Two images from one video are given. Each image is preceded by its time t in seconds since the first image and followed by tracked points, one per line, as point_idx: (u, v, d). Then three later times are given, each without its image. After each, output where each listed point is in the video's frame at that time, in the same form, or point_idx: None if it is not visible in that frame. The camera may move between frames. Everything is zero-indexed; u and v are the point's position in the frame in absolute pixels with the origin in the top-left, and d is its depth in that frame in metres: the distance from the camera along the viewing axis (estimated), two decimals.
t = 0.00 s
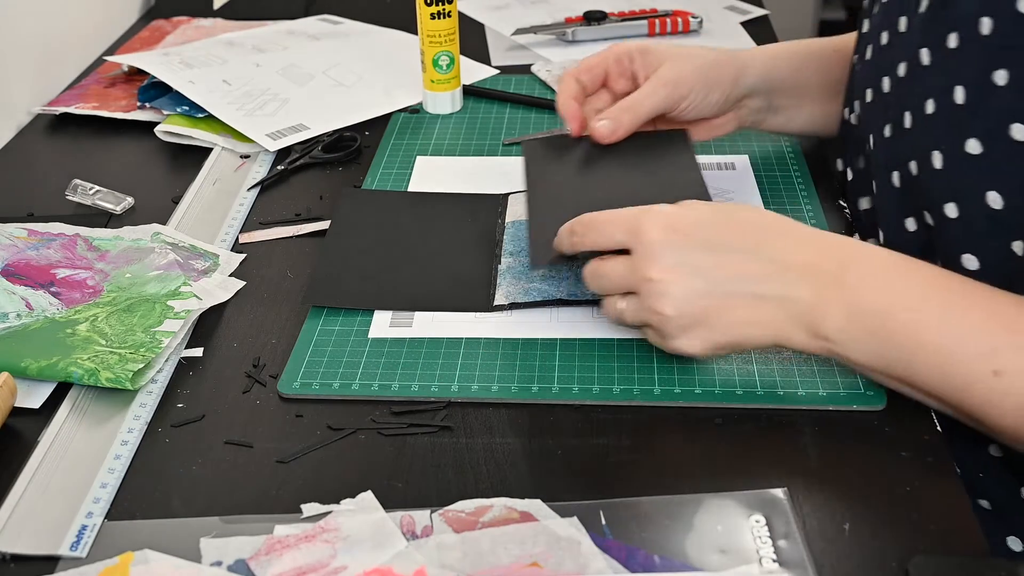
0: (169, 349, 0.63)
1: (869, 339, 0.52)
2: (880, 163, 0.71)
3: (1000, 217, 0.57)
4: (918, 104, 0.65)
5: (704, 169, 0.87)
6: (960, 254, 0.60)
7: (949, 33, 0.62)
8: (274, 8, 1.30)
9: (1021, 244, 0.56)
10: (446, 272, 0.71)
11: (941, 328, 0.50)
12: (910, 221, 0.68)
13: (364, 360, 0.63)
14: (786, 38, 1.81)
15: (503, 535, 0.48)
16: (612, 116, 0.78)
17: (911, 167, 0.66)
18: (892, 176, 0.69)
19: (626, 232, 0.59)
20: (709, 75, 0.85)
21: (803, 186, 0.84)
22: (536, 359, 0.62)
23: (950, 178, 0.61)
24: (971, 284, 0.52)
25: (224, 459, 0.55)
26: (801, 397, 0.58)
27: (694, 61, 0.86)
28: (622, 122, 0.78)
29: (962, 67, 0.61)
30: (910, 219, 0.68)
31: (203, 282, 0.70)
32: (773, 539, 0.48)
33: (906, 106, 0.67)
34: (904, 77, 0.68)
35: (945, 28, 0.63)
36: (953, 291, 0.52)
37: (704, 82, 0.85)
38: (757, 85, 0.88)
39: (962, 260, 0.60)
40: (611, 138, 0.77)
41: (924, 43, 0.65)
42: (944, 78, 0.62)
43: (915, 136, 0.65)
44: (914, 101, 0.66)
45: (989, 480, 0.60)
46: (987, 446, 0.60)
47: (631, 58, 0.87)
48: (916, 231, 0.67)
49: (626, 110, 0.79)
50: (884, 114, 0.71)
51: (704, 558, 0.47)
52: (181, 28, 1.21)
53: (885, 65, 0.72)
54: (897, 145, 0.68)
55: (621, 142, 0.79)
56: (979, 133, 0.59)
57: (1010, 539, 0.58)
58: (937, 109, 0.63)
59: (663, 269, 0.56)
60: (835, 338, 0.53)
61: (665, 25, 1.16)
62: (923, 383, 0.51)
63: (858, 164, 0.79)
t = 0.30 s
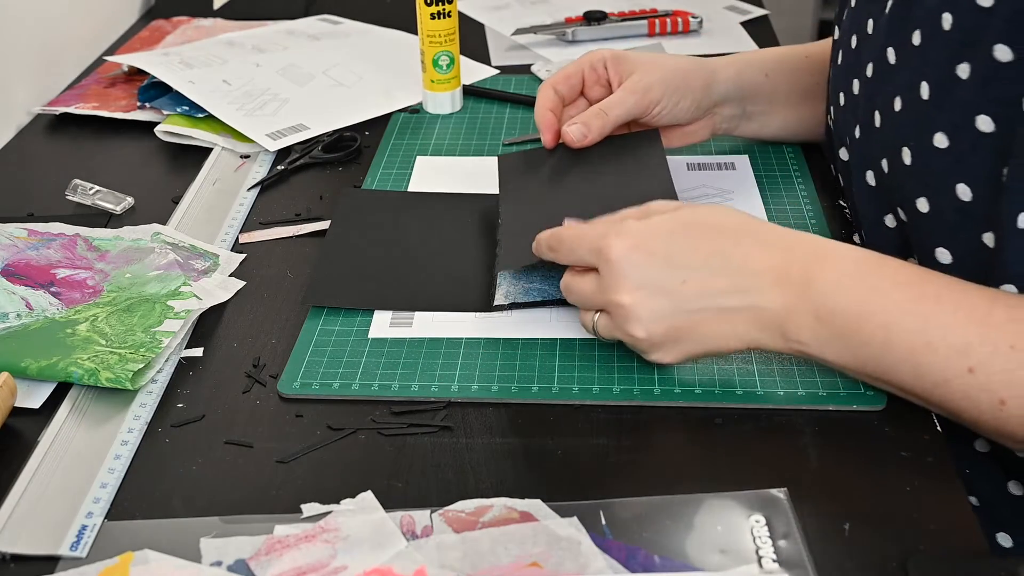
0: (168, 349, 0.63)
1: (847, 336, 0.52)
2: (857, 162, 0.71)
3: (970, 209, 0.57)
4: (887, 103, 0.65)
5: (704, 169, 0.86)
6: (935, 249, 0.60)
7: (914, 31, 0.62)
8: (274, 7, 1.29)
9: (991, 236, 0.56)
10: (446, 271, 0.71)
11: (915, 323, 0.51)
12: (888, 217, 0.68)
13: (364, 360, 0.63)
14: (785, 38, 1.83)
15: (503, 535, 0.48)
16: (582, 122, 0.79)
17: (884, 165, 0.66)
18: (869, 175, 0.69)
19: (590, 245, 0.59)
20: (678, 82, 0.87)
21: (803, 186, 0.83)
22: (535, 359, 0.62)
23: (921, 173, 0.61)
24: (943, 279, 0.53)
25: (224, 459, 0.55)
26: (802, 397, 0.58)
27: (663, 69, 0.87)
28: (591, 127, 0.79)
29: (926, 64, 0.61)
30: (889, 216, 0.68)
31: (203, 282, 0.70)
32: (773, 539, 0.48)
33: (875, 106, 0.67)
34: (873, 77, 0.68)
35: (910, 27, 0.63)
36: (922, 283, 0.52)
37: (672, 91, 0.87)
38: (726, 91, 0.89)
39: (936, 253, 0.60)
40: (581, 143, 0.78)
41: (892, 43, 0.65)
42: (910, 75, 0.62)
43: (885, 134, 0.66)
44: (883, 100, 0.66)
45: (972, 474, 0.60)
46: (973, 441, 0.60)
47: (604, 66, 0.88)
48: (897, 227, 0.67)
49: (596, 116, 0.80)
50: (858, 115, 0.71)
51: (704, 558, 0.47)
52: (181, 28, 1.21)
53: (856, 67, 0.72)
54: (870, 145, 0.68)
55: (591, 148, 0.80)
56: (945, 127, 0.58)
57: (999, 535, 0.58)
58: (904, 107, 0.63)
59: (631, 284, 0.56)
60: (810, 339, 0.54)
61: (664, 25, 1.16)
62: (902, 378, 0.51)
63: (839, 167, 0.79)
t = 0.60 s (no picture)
0: (168, 349, 0.63)
1: (852, 332, 0.52)
2: (860, 157, 0.71)
3: (970, 202, 0.57)
4: (890, 96, 0.65)
5: (704, 169, 0.86)
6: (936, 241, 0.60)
7: (915, 24, 0.62)
8: (274, 7, 1.29)
9: (991, 227, 0.56)
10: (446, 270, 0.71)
11: (922, 318, 0.50)
12: (890, 211, 0.68)
13: (364, 360, 0.63)
14: (785, 37, 1.83)
15: (503, 535, 0.48)
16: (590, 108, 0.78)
17: (886, 159, 0.66)
18: (870, 169, 0.69)
19: (596, 244, 0.57)
20: (686, 73, 0.86)
21: (803, 186, 0.83)
22: (536, 359, 0.62)
23: (922, 165, 0.61)
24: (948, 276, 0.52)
25: (224, 459, 0.55)
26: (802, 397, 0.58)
27: (672, 59, 0.87)
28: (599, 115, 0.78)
29: (928, 56, 0.61)
30: (890, 210, 0.68)
31: (203, 282, 0.70)
32: (773, 539, 0.48)
33: (878, 100, 0.68)
34: (875, 71, 0.68)
35: (912, 19, 0.63)
36: (928, 278, 0.52)
37: (681, 81, 0.86)
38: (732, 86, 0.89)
39: (937, 246, 0.60)
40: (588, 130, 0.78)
41: (894, 36, 0.65)
42: (912, 68, 0.62)
43: (888, 128, 0.66)
44: (886, 93, 0.66)
45: (970, 470, 0.60)
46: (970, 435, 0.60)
47: (613, 55, 0.88)
48: (897, 221, 0.67)
49: (604, 103, 0.80)
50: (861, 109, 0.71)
51: (704, 558, 0.47)
52: (181, 28, 1.21)
53: (858, 61, 0.72)
54: (873, 139, 0.69)
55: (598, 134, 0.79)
56: (947, 119, 0.58)
57: (997, 530, 0.58)
58: (907, 99, 0.63)
59: (639, 286, 0.55)
60: (815, 337, 0.54)
61: (665, 25, 1.16)
62: (912, 374, 0.52)
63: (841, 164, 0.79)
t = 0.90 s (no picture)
0: (168, 348, 0.63)
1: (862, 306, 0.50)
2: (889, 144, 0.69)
3: (1015, 184, 0.55)
4: (931, 78, 0.63)
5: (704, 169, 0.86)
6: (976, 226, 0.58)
7: (962, 6, 0.60)
8: (274, 7, 1.29)
9: None
10: (445, 270, 0.71)
11: (929, 296, 0.47)
12: (918, 197, 0.66)
13: (364, 360, 0.63)
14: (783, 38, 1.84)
15: (503, 535, 0.48)
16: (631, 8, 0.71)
17: (924, 141, 0.64)
18: (899, 154, 0.67)
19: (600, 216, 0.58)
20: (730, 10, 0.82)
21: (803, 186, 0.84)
22: (536, 359, 0.62)
23: (965, 148, 0.59)
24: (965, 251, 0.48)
25: (225, 459, 0.55)
26: (801, 397, 0.58)
27: None
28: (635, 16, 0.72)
29: (977, 38, 0.58)
30: (920, 195, 0.65)
31: (203, 282, 0.70)
32: (773, 539, 0.48)
33: (916, 83, 0.65)
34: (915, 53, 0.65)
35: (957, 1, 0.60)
36: (939, 251, 0.48)
37: (722, 16, 0.82)
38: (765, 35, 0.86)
39: (975, 229, 0.58)
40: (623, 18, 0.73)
41: (937, 17, 0.63)
42: (958, 51, 0.60)
43: (926, 111, 0.63)
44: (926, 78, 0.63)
45: (986, 462, 0.59)
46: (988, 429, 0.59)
47: None
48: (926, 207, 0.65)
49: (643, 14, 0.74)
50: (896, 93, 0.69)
51: (704, 558, 0.47)
52: (181, 28, 1.21)
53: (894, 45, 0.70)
54: (906, 123, 0.66)
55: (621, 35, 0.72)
56: (994, 101, 0.57)
57: (1006, 529, 0.58)
58: (952, 81, 0.61)
59: (642, 263, 0.56)
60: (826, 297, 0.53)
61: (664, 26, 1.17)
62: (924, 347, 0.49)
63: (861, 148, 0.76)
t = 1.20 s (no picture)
0: (169, 348, 0.63)
1: (910, 313, 0.50)
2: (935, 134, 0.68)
3: None
4: (990, 68, 0.62)
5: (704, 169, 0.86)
6: None
7: None
8: (274, 7, 1.29)
9: None
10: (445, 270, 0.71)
11: (987, 311, 0.47)
12: (963, 188, 0.65)
13: (365, 360, 0.63)
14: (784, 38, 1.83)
15: (503, 535, 0.48)
16: None
17: (976, 132, 0.63)
18: (945, 144, 0.66)
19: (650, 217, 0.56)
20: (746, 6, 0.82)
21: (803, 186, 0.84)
22: (536, 359, 0.62)
23: None
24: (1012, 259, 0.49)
25: (224, 459, 0.55)
26: (801, 398, 0.58)
27: None
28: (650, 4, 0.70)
29: None
30: (965, 187, 0.65)
31: (203, 281, 0.70)
32: (773, 539, 0.48)
33: (971, 72, 0.63)
34: (973, 41, 0.63)
35: None
36: (996, 268, 0.48)
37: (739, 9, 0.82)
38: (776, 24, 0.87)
39: None
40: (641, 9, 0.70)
41: (1003, 5, 0.61)
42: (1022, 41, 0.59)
43: (982, 101, 0.62)
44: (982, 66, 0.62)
45: (1016, 459, 0.58)
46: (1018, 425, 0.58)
47: None
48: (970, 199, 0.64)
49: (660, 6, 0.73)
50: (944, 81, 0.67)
51: (704, 558, 0.47)
52: (181, 28, 1.21)
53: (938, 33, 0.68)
54: (958, 113, 0.65)
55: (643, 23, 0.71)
56: None
57: None
58: (1014, 72, 0.59)
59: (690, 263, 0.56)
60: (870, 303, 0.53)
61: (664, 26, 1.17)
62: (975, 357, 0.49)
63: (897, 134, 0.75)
